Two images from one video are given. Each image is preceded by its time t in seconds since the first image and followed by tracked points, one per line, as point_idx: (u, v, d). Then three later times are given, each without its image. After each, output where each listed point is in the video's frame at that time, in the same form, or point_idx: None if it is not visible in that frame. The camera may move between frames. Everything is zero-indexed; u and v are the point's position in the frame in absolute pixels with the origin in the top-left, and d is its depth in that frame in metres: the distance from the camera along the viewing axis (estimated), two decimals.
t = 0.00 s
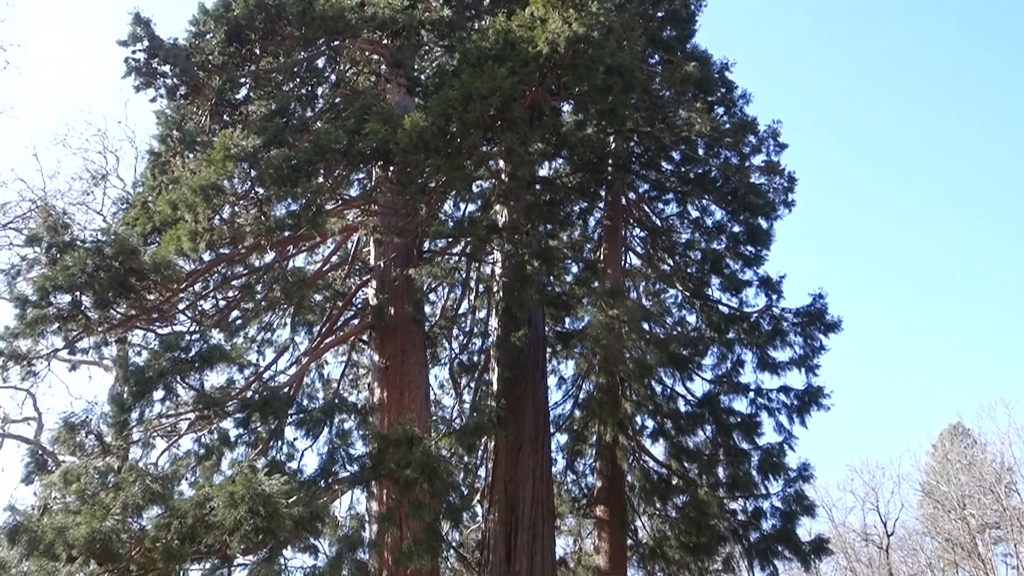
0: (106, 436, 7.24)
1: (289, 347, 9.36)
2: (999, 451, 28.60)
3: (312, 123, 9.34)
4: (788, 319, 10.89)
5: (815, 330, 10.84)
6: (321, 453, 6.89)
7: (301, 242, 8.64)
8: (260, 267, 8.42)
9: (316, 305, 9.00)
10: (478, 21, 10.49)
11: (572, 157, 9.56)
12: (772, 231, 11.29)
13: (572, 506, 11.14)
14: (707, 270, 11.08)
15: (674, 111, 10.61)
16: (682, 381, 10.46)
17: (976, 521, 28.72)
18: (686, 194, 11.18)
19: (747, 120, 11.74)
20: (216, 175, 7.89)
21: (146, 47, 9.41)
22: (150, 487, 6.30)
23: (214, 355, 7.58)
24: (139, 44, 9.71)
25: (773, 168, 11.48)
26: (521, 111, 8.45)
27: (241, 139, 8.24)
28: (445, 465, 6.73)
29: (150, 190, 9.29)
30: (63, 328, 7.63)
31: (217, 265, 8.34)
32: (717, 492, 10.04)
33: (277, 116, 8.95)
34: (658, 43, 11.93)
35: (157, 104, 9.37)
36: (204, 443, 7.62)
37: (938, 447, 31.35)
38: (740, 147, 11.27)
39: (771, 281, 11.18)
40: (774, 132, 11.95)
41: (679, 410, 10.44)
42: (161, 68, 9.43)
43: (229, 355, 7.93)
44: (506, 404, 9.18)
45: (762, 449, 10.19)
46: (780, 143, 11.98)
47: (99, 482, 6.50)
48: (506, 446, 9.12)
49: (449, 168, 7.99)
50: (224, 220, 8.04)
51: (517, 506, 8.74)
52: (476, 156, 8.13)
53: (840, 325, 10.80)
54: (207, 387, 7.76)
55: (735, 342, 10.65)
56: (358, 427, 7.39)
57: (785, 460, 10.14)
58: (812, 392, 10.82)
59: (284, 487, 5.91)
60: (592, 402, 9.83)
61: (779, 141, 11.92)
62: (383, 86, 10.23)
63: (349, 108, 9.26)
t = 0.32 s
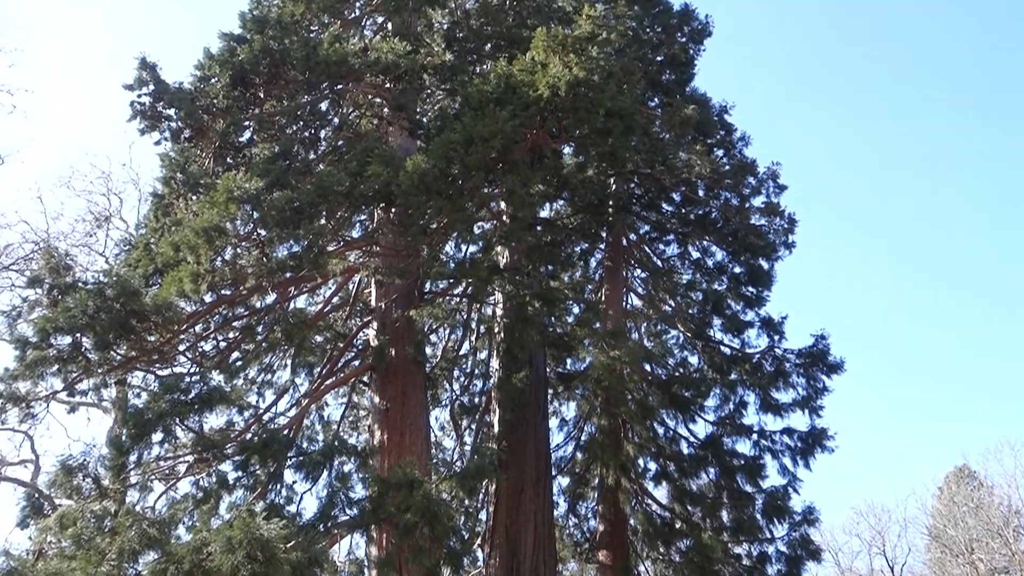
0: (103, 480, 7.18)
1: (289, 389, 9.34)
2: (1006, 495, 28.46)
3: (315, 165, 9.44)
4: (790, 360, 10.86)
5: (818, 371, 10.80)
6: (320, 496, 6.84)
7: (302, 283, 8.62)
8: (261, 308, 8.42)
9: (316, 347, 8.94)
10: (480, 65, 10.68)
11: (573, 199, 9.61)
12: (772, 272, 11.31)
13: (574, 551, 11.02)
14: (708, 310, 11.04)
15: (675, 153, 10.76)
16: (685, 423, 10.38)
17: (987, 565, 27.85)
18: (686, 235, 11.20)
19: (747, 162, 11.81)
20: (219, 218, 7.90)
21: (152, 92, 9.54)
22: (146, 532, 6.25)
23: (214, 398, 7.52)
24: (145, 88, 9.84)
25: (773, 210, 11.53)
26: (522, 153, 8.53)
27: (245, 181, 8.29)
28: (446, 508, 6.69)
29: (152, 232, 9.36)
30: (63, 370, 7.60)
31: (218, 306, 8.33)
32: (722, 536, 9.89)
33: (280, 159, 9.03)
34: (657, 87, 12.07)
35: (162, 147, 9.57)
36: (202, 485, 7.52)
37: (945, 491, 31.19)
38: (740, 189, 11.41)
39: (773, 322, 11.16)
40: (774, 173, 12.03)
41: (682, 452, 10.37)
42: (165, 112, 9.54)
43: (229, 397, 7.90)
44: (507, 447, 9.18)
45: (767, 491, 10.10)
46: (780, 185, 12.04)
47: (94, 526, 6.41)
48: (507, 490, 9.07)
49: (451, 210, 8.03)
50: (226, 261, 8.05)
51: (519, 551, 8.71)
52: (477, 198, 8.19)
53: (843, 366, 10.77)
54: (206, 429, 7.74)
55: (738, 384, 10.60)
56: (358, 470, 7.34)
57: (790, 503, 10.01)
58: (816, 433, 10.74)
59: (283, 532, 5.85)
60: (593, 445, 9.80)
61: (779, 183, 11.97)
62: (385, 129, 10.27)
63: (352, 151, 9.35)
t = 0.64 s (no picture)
0: (99, 520, 7.17)
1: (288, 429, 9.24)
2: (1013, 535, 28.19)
3: (315, 204, 9.47)
4: (791, 398, 10.82)
5: (820, 410, 10.76)
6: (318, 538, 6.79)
7: (302, 321, 8.60)
8: (262, 346, 8.39)
9: (316, 386, 8.92)
10: (480, 105, 10.76)
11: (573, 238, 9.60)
12: (772, 310, 11.32)
13: None
14: (708, 347, 11.07)
15: (674, 191, 10.84)
16: (687, 462, 10.27)
17: None
18: (686, 273, 11.21)
19: (745, 201, 11.87)
20: (220, 256, 7.94)
21: (155, 132, 9.64)
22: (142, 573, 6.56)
23: (212, 438, 7.40)
24: (149, 129, 9.95)
25: (772, 248, 11.57)
26: (521, 193, 8.58)
27: (246, 220, 8.34)
28: (446, 550, 6.62)
29: (154, 270, 9.40)
30: (61, 410, 7.57)
31: (217, 345, 8.34)
32: None
33: (282, 198, 9.09)
34: (656, 126, 12.19)
35: (165, 186, 9.57)
36: (199, 527, 7.43)
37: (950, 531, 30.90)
38: (739, 228, 11.45)
39: (774, 360, 11.13)
40: (773, 212, 12.09)
41: (684, 491, 10.25)
42: (168, 152, 9.63)
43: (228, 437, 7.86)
44: (507, 487, 9.16)
45: (770, 531, 9.99)
46: (779, 223, 12.10)
47: (90, 566, 6.70)
48: (507, 530, 9.01)
49: (452, 249, 8.07)
50: (226, 299, 8.05)
51: None
52: (477, 237, 8.23)
53: (845, 405, 10.74)
54: (204, 469, 7.66)
55: (739, 422, 10.54)
56: (357, 510, 7.21)
57: (793, 543, 9.89)
58: (819, 472, 10.67)
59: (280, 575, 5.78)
60: (594, 483, 9.81)
61: (779, 222, 12.04)
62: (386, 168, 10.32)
63: (353, 190, 9.41)
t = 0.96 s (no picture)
0: (94, 556, 7.11)
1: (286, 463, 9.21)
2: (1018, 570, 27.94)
3: (315, 237, 9.48)
4: (792, 431, 10.76)
5: (821, 443, 10.70)
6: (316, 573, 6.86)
7: (302, 354, 8.60)
8: (261, 379, 8.35)
9: (316, 419, 8.99)
10: (480, 138, 10.87)
11: (573, 269, 9.45)
12: (772, 342, 11.28)
13: None
14: (708, 380, 11.01)
15: (672, 225, 10.79)
16: (688, 496, 10.17)
17: None
18: (686, 305, 11.24)
19: (744, 234, 11.92)
20: (220, 289, 7.96)
21: (157, 165, 9.67)
22: None
23: (209, 471, 7.36)
24: (150, 162, 10.00)
25: (771, 280, 11.57)
26: (522, 226, 8.58)
27: (246, 253, 8.32)
28: None
29: (153, 303, 9.40)
30: (57, 443, 7.51)
31: (216, 378, 8.31)
32: None
33: (282, 230, 9.11)
34: (654, 160, 12.27)
35: (165, 219, 9.56)
36: (195, 562, 7.45)
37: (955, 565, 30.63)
38: (739, 259, 11.43)
39: (774, 393, 11.09)
40: (771, 244, 12.12)
41: (685, 525, 10.13)
42: (169, 185, 9.67)
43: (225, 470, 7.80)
44: (507, 521, 9.11)
45: (771, 566, 9.88)
46: (778, 255, 12.12)
47: None
48: (507, 566, 8.91)
49: (451, 281, 8.07)
50: (226, 332, 8.06)
51: None
52: (477, 269, 8.22)
53: (847, 438, 10.68)
54: (200, 503, 7.61)
55: (740, 456, 10.48)
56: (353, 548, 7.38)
57: None
58: (821, 506, 10.57)
59: None
60: (596, 517, 9.73)
61: (778, 254, 12.07)
62: (386, 201, 10.38)
63: (353, 223, 9.43)
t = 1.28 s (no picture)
0: None
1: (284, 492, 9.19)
2: None
3: (315, 264, 9.49)
4: (793, 459, 10.71)
5: (822, 471, 10.65)
6: None
7: (301, 381, 8.53)
8: (259, 407, 8.37)
9: (314, 446, 9.00)
10: (480, 166, 10.92)
11: (572, 297, 9.35)
12: (772, 369, 11.27)
13: None
14: (709, 408, 10.99)
15: (672, 251, 10.81)
16: (688, 524, 10.07)
17: None
18: (685, 332, 11.21)
19: (744, 261, 11.94)
20: (219, 316, 7.97)
21: (158, 193, 9.71)
22: None
23: (207, 500, 7.31)
24: (152, 190, 10.05)
25: (771, 307, 11.57)
26: (521, 253, 8.57)
27: (246, 279, 8.40)
28: None
29: (153, 330, 9.40)
30: (54, 471, 7.47)
31: (215, 406, 8.31)
32: None
33: (282, 258, 9.13)
34: (654, 188, 12.33)
35: (165, 246, 9.63)
36: None
37: None
38: (738, 286, 11.44)
39: (775, 420, 11.05)
40: (771, 271, 12.14)
41: (686, 555, 9.98)
42: (171, 213, 9.70)
43: (223, 498, 7.77)
44: (507, 551, 9.08)
45: None
46: (777, 282, 12.13)
47: None
48: None
49: (451, 308, 8.09)
50: (225, 359, 8.05)
51: None
52: (477, 296, 8.21)
53: (847, 465, 10.64)
54: (198, 532, 7.53)
55: (741, 484, 10.44)
56: None
57: None
58: (823, 535, 10.50)
59: None
60: (596, 547, 9.51)
61: (777, 281, 12.08)
62: (386, 228, 10.39)
63: (353, 250, 9.45)
